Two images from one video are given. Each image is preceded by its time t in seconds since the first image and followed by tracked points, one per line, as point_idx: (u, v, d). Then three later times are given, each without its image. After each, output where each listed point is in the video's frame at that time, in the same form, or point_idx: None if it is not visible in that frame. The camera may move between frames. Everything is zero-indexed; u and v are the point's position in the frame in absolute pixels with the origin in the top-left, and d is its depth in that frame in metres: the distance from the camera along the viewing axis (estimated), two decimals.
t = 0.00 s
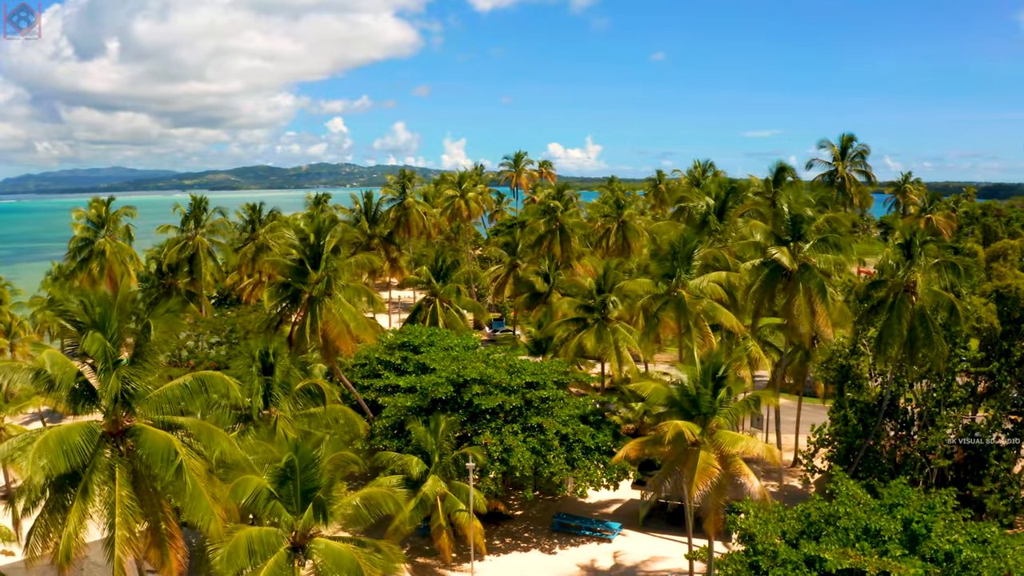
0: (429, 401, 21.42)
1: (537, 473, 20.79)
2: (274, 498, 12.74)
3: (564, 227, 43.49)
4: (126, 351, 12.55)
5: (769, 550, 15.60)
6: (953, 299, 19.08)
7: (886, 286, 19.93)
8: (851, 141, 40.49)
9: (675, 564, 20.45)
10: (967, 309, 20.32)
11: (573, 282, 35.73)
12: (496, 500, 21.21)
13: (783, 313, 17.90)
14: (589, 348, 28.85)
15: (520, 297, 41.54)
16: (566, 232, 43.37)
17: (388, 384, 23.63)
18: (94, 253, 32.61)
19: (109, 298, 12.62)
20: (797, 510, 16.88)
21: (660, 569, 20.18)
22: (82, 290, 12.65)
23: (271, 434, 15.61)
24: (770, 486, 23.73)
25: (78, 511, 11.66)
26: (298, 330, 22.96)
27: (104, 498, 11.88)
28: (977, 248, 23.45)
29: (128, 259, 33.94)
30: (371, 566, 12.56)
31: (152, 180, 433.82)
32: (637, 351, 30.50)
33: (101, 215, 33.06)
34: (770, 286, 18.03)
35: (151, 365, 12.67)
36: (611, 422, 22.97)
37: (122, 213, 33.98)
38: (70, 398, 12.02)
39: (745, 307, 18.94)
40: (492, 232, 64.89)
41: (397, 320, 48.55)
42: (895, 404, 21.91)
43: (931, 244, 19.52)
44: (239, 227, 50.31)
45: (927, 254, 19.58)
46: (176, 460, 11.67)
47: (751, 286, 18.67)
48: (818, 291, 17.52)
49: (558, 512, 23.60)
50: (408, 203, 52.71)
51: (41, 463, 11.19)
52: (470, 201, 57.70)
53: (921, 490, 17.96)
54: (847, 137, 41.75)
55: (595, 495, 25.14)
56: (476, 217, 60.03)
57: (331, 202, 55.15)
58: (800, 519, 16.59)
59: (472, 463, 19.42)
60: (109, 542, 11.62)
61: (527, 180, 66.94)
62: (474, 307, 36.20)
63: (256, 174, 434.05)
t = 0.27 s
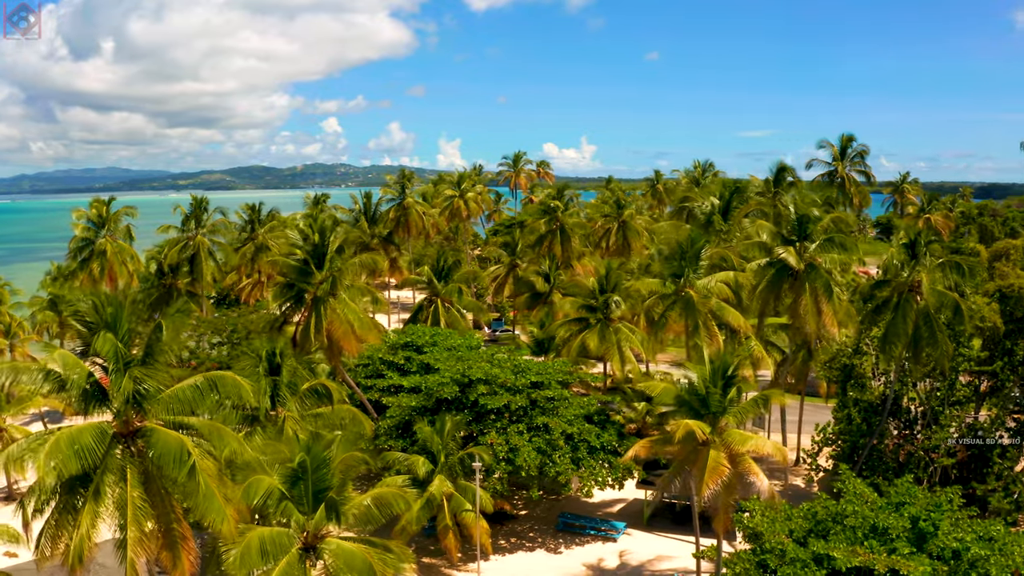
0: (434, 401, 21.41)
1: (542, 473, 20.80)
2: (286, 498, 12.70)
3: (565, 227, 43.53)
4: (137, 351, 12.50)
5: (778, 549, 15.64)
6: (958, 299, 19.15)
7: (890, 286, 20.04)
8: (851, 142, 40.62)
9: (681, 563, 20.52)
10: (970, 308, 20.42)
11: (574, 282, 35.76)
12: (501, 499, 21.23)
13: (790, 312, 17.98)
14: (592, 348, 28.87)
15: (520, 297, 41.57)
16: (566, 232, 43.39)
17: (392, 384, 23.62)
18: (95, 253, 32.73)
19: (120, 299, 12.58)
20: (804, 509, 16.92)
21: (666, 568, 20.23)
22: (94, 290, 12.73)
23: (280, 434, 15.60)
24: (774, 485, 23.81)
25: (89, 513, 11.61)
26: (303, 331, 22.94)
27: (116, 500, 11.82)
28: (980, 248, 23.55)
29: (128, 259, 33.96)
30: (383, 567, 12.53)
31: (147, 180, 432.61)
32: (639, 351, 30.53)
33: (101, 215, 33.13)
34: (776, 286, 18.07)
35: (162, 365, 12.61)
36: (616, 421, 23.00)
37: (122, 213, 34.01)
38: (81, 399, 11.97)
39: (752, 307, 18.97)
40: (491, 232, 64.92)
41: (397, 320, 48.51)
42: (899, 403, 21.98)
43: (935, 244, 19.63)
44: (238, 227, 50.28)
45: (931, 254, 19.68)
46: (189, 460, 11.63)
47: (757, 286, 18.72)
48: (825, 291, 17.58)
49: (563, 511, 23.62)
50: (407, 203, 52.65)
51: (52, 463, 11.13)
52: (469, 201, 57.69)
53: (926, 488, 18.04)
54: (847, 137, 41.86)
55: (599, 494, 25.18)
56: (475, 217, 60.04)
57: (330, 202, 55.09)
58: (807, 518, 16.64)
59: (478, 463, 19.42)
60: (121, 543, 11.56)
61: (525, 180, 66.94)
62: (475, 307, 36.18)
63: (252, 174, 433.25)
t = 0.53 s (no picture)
0: (439, 401, 21.42)
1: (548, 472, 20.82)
2: (298, 499, 12.68)
3: (565, 227, 43.57)
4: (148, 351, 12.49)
5: (786, 547, 15.68)
6: (962, 298, 19.20)
7: (896, 285, 20.19)
8: (851, 142, 40.69)
9: (687, 562, 20.61)
10: (974, 308, 20.53)
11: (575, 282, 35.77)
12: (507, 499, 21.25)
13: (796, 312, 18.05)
14: (595, 348, 28.89)
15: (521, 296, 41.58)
16: (567, 232, 43.43)
17: (396, 384, 23.61)
18: (96, 253, 32.92)
19: (131, 299, 12.55)
20: (811, 508, 16.99)
21: (672, 567, 20.30)
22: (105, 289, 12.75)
23: (289, 434, 15.58)
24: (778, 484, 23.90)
25: (102, 514, 11.56)
26: (307, 331, 22.94)
27: (129, 501, 11.77)
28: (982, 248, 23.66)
29: (129, 260, 34.01)
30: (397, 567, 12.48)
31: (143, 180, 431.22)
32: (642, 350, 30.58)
33: (102, 215, 33.22)
34: (782, 286, 18.13)
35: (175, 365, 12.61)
36: (621, 421, 23.02)
37: (123, 213, 34.05)
38: (92, 400, 11.93)
39: (758, 307, 19.02)
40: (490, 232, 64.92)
41: (397, 320, 48.45)
42: (903, 402, 22.06)
43: (940, 244, 19.73)
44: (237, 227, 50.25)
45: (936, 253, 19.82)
46: (202, 461, 11.58)
47: (764, 286, 18.78)
48: (831, 290, 17.64)
49: (567, 511, 23.65)
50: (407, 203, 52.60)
51: (64, 464, 11.10)
52: (468, 201, 57.69)
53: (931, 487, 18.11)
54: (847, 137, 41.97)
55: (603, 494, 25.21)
56: (474, 217, 60.03)
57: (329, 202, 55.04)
58: (815, 517, 16.70)
59: (485, 462, 19.46)
60: (134, 545, 11.52)
61: (524, 180, 66.96)
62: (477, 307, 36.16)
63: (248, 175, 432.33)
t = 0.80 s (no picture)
0: (444, 401, 21.43)
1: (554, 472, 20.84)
2: (310, 499, 12.66)
3: (566, 226, 43.60)
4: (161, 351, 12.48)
5: (795, 545, 15.73)
6: (967, 298, 19.19)
7: (901, 284, 20.22)
8: (850, 142, 40.79)
9: (692, 562, 20.73)
10: (979, 307, 20.62)
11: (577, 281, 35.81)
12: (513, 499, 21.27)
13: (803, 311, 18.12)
14: (598, 348, 28.94)
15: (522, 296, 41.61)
16: (568, 231, 43.45)
17: (400, 384, 23.60)
18: (97, 253, 32.97)
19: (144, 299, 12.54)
20: (818, 506, 17.06)
21: (678, 566, 20.42)
22: (117, 290, 12.78)
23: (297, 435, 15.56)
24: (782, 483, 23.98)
25: (115, 516, 11.55)
26: (312, 331, 22.92)
27: (141, 503, 11.75)
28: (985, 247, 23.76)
29: (130, 260, 34.09)
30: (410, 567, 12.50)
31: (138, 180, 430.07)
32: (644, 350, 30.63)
33: (103, 215, 33.32)
34: (789, 285, 18.19)
35: (188, 365, 12.61)
36: (626, 421, 23.05)
37: (124, 213, 34.11)
38: (104, 400, 11.89)
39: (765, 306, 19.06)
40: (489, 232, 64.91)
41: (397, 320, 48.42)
42: (906, 401, 22.13)
43: (944, 243, 19.81)
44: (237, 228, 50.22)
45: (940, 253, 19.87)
46: (216, 462, 11.55)
47: (770, 286, 18.85)
48: (837, 289, 17.70)
49: (572, 510, 23.68)
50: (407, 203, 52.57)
51: (77, 465, 11.08)
52: (467, 201, 57.68)
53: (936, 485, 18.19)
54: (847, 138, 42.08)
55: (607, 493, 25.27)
56: (473, 217, 60.01)
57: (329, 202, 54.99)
58: (822, 515, 16.78)
59: (492, 461, 19.49)
60: (148, 546, 11.50)
61: (523, 179, 66.95)
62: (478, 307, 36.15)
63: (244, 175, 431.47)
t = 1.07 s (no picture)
0: (450, 401, 21.46)
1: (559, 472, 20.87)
2: (322, 499, 12.65)
3: (566, 226, 43.63)
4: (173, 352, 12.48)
5: (803, 544, 15.81)
6: (972, 297, 19.33)
7: (906, 284, 20.31)
8: (850, 142, 40.88)
9: (698, 561, 20.79)
10: (983, 306, 20.71)
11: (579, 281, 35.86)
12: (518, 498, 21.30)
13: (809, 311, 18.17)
14: (601, 348, 28.97)
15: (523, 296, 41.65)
16: (568, 231, 43.48)
17: (404, 384, 23.60)
18: (98, 253, 33.06)
19: (156, 299, 12.54)
20: (825, 505, 17.14)
21: (684, 565, 20.52)
22: (129, 290, 12.74)
23: (306, 435, 15.56)
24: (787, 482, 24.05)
25: (127, 517, 11.45)
26: (317, 332, 22.92)
27: (153, 503, 11.67)
28: (988, 247, 23.86)
29: (132, 260, 34.16)
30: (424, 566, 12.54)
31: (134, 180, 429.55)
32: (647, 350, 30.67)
33: (104, 215, 33.42)
34: (795, 285, 18.29)
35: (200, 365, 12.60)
36: (631, 420, 23.09)
37: (125, 213, 34.19)
38: (116, 400, 11.89)
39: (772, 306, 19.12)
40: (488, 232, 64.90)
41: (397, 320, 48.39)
42: (910, 400, 22.28)
43: (948, 243, 19.91)
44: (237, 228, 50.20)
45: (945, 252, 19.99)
46: (230, 462, 11.50)
47: (776, 286, 18.91)
48: (843, 289, 17.79)
49: (577, 510, 23.71)
50: (407, 203, 52.57)
51: (89, 465, 11.06)
52: (467, 201, 57.68)
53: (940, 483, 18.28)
54: (847, 138, 42.16)
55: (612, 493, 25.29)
56: (473, 217, 60.00)
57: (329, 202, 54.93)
58: (829, 514, 16.86)
59: (499, 461, 19.52)
60: (161, 547, 11.43)
61: (522, 179, 66.95)
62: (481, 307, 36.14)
63: (240, 175, 431.04)
